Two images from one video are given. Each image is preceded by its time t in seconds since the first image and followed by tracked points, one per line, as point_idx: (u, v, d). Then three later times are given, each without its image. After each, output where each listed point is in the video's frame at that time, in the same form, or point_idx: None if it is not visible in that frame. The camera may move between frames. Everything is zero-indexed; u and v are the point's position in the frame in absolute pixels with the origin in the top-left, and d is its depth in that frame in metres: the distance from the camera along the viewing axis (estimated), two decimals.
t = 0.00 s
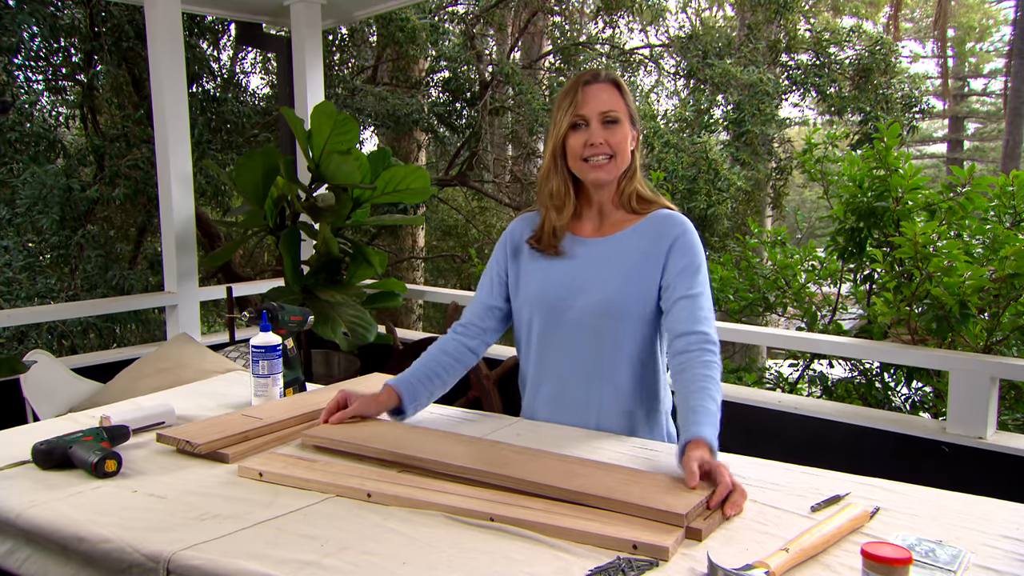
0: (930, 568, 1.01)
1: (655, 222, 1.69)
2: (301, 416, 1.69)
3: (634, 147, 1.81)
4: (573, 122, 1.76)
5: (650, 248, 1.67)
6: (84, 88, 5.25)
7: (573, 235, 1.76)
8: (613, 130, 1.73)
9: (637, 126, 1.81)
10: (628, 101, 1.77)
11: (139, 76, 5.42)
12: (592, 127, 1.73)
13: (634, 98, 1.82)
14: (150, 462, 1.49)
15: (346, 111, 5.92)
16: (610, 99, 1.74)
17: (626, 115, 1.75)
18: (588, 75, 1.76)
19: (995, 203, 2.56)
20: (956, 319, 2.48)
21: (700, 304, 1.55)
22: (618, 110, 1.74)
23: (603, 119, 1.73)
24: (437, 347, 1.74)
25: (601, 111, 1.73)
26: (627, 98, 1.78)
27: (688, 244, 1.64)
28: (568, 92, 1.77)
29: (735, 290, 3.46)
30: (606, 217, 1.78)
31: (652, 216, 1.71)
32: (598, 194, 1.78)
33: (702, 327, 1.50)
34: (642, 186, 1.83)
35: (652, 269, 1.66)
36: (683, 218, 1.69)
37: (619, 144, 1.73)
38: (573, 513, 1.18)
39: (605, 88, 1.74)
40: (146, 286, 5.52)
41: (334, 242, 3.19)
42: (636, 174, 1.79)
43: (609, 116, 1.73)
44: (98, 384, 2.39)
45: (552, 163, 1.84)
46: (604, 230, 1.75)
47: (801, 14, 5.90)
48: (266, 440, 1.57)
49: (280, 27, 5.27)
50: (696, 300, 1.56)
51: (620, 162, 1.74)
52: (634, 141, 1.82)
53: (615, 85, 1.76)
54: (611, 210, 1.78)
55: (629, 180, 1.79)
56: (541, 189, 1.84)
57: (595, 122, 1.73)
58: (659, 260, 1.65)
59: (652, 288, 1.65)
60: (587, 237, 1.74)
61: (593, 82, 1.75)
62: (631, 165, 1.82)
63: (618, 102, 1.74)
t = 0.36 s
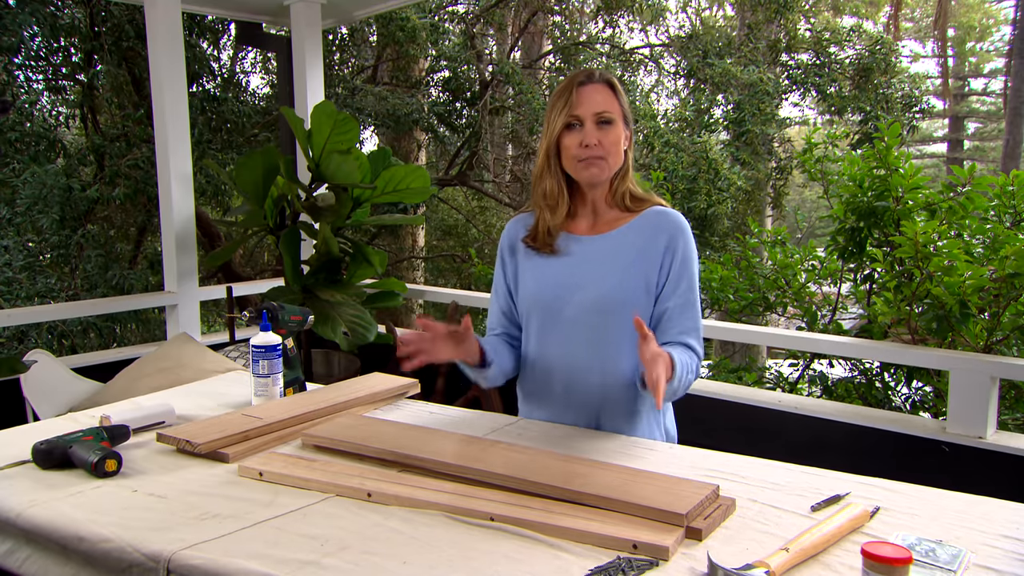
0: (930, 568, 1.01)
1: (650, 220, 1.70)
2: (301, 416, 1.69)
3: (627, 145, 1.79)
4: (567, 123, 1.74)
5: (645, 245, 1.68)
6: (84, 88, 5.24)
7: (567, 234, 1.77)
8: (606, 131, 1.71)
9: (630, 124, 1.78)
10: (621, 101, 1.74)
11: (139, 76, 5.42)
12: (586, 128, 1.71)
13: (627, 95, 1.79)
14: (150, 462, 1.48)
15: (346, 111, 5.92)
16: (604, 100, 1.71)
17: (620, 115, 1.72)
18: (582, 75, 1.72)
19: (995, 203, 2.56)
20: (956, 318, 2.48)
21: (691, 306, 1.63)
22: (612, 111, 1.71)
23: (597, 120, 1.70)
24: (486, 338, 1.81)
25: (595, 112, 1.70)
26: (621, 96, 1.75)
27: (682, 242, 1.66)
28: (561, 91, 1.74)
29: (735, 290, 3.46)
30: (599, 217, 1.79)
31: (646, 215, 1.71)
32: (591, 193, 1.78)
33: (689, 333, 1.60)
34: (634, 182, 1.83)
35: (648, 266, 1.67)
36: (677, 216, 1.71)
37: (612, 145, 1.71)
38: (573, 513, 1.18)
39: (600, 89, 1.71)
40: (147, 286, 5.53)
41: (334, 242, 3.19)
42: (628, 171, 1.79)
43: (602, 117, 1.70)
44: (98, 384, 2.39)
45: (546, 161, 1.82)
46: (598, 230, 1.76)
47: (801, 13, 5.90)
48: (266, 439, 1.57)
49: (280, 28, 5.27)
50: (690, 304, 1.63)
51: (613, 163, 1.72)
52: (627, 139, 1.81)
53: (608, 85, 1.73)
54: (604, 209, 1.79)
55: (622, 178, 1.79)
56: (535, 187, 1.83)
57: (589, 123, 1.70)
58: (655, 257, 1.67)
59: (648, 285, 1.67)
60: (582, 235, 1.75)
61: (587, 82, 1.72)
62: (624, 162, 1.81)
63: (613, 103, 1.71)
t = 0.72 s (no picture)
0: (930, 568, 1.01)
1: (647, 219, 1.70)
2: (301, 416, 1.69)
3: (625, 145, 1.79)
4: (565, 123, 1.73)
5: (642, 243, 1.68)
6: (84, 88, 5.24)
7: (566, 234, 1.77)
8: (604, 131, 1.70)
9: (628, 125, 1.78)
10: (619, 101, 1.74)
11: (139, 76, 5.43)
12: (583, 128, 1.71)
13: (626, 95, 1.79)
14: (150, 462, 1.48)
15: (346, 111, 5.93)
16: (602, 101, 1.70)
17: (618, 116, 1.72)
18: (579, 76, 1.72)
19: (995, 203, 2.56)
20: (956, 318, 2.48)
21: (686, 303, 1.63)
22: (609, 111, 1.71)
23: (595, 121, 1.70)
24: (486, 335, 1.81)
25: (592, 113, 1.70)
26: (620, 97, 1.74)
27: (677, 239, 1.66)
28: (560, 92, 1.74)
29: (735, 290, 3.47)
30: (597, 216, 1.79)
31: (644, 213, 1.71)
32: (589, 192, 1.79)
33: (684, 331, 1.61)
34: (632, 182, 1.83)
35: (645, 264, 1.67)
36: (674, 214, 1.71)
37: (609, 145, 1.71)
38: (573, 513, 1.18)
39: (598, 89, 1.71)
40: (147, 286, 5.52)
41: (334, 242, 3.19)
42: (626, 171, 1.80)
43: (600, 117, 1.70)
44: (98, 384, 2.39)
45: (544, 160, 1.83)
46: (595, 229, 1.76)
47: (801, 13, 5.90)
48: (266, 439, 1.57)
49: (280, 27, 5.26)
50: (685, 303, 1.63)
51: (611, 164, 1.72)
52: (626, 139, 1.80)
53: (607, 86, 1.72)
54: (603, 208, 1.79)
55: (620, 178, 1.79)
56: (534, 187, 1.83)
57: (586, 124, 1.70)
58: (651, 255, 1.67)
59: (645, 283, 1.67)
60: (580, 234, 1.75)
61: (585, 83, 1.71)
62: (623, 162, 1.81)
63: (611, 104, 1.71)
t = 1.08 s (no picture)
0: (930, 568, 1.01)
1: (645, 223, 1.70)
2: (302, 415, 1.69)
3: (611, 144, 1.74)
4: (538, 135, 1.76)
5: (643, 246, 1.68)
6: (84, 88, 5.24)
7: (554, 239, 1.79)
8: (565, 140, 1.69)
9: (610, 123, 1.72)
10: (587, 103, 1.69)
11: (139, 76, 5.42)
12: (547, 141, 1.72)
13: (607, 91, 1.72)
14: (150, 462, 1.48)
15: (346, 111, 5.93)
16: (562, 110, 1.68)
17: (582, 121, 1.68)
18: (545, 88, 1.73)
19: (995, 203, 2.56)
20: (957, 318, 2.48)
21: (686, 307, 1.63)
22: (569, 119, 1.68)
23: (556, 131, 1.69)
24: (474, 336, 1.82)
25: (553, 124, 1.70)
26: (592, 99, 1.69)
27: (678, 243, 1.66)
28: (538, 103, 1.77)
29: (735, 290, 3.47)
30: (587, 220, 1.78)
31: (643, 218, 1.71)
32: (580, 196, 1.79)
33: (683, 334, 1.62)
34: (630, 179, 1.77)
35: (645, 266, 1.67)
36: (675, 218, 1.71)
37: (571, 153, 1.68)
38: (573, 512, 1.18)
39: (560, 98, 1.70)
40: (147, 285, 5.52)
41: (334, 242, 3.18)
42: (617, 171, 1.75)
43: (560, 127, 1.68)
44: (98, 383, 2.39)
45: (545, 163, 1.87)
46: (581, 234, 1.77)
47: (801, 13, 5.89)
48: (266, 439, 1.57)
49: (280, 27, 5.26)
50: (685, 308, 1.63)
51: (580, 171, 1.70)
52: (616, 138, 1.74)
53: (570, 93, 1.70)
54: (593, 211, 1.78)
55: (612, 179, 1.75)
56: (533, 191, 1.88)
57: (549, 135, 1.70)
58: (652, 257, 1.67)
59: (645, 285, 1.67)
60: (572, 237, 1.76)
61: (548, 95, 1.72)
62: (617, 160, 1.76)
63: (571, 111, 1.68)
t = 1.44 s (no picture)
0: (930, 567, 1.01)
1: (645, 222, 1.70)
2: (302, 415, 1.69)
3: (618, 142, 1.75)
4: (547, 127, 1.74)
5: (643, 246, 1.68)
6: (84, 88, 5.25)
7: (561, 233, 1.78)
8: (580, 132, 1.69)
9: (619, 120, 1.73)
10: (601, 97, 1.69)
11: (139, 76, 5.41)
12: (560, 131, 1.70)
13: (617, 88, 1.73)
14: (150, 462, 1.48)
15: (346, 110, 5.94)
16: (580, 101, 1.68)
17: (597, 113, 1.68)
18: (558, 79, 1.72)
19: (995, 203, 2.56)
20: (957, 318, 2.48)
21: (687, 309, 1.63)
22: (585, 110, 1.68)
23: (570, 122, 1.69)
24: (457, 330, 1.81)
25: (567, 114, 1.69)
26: (604, 94, 1.70)
27: (678, 244, 1.66)
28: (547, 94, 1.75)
29: (735, 290, 3.47)
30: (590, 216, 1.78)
31: (643, 217, 1.71)
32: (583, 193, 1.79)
33: (683, 334, 1.62)
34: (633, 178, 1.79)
35: (645, 267, 1.67)
36: (674, 218, 1.71)
37: (586, 146, 1.68)
38: (573, 512, 1.18)
39: (575, 89, 1.69)
40: (147, 286, 5.53)
41: (334, 242, 3.18)
42: (623, 169, 1.76)
43: (575, 118, 1.68)
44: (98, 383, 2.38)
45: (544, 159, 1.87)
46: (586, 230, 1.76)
47: (801, 13, 5.90)
48: (266, 439, 1.57)
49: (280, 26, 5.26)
50: (684, 308, 1.63)
51: (592, 164, 1.70)
52: (621, 135, 1.76)
53: (585, 85, 1.69)
54: (597, 208, 1.79)
55: (616, 177, 1.76)
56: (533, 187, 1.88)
57: (563, 126, 1.70)
58: (652, 258, 1.67)
59: (645, 286, 1.67)
60: (578, 235, 1.75)
61: (561, 86, 1.71)
62: (621, 159, 1.78)
63: (587, 103, 1.68)
